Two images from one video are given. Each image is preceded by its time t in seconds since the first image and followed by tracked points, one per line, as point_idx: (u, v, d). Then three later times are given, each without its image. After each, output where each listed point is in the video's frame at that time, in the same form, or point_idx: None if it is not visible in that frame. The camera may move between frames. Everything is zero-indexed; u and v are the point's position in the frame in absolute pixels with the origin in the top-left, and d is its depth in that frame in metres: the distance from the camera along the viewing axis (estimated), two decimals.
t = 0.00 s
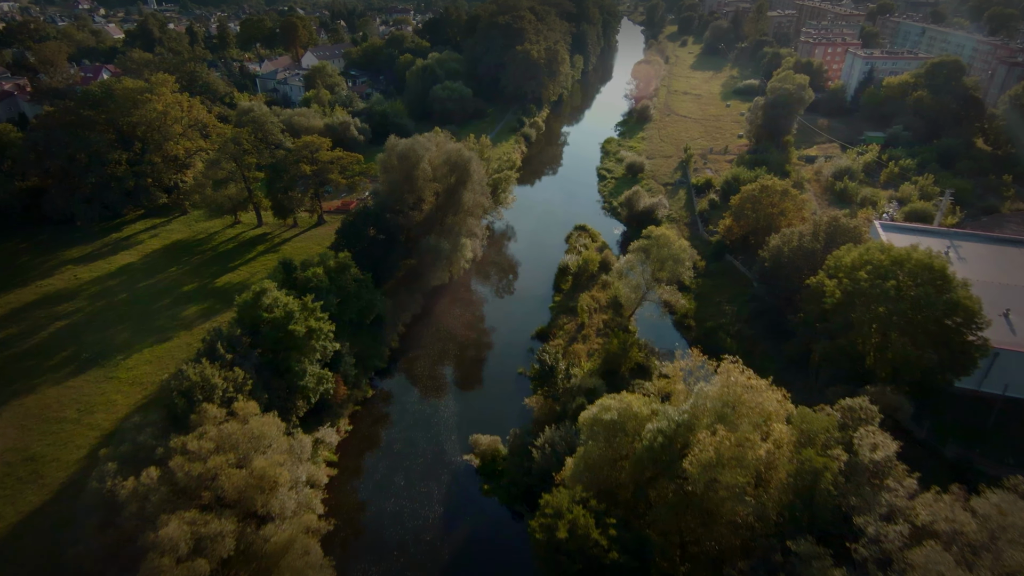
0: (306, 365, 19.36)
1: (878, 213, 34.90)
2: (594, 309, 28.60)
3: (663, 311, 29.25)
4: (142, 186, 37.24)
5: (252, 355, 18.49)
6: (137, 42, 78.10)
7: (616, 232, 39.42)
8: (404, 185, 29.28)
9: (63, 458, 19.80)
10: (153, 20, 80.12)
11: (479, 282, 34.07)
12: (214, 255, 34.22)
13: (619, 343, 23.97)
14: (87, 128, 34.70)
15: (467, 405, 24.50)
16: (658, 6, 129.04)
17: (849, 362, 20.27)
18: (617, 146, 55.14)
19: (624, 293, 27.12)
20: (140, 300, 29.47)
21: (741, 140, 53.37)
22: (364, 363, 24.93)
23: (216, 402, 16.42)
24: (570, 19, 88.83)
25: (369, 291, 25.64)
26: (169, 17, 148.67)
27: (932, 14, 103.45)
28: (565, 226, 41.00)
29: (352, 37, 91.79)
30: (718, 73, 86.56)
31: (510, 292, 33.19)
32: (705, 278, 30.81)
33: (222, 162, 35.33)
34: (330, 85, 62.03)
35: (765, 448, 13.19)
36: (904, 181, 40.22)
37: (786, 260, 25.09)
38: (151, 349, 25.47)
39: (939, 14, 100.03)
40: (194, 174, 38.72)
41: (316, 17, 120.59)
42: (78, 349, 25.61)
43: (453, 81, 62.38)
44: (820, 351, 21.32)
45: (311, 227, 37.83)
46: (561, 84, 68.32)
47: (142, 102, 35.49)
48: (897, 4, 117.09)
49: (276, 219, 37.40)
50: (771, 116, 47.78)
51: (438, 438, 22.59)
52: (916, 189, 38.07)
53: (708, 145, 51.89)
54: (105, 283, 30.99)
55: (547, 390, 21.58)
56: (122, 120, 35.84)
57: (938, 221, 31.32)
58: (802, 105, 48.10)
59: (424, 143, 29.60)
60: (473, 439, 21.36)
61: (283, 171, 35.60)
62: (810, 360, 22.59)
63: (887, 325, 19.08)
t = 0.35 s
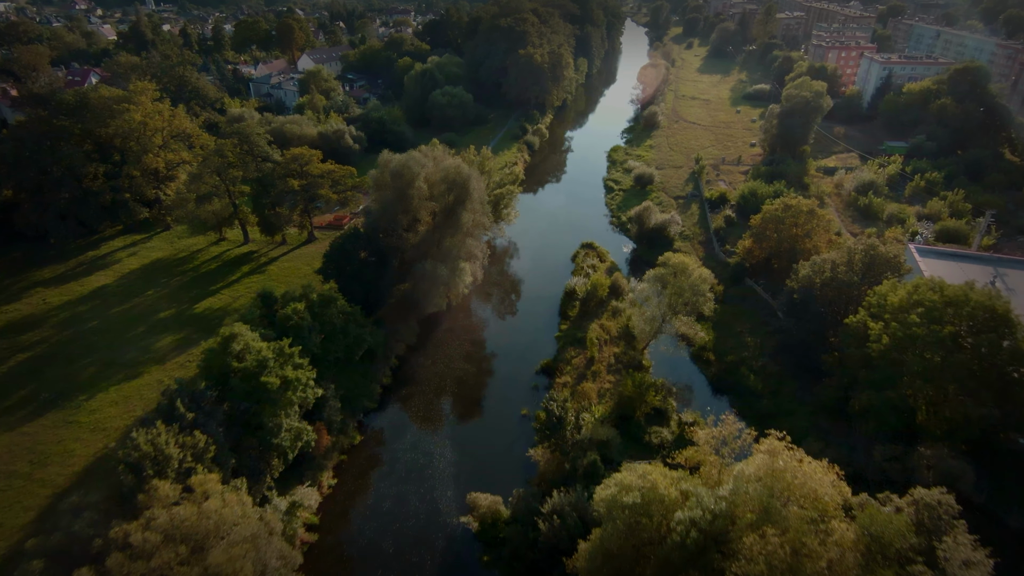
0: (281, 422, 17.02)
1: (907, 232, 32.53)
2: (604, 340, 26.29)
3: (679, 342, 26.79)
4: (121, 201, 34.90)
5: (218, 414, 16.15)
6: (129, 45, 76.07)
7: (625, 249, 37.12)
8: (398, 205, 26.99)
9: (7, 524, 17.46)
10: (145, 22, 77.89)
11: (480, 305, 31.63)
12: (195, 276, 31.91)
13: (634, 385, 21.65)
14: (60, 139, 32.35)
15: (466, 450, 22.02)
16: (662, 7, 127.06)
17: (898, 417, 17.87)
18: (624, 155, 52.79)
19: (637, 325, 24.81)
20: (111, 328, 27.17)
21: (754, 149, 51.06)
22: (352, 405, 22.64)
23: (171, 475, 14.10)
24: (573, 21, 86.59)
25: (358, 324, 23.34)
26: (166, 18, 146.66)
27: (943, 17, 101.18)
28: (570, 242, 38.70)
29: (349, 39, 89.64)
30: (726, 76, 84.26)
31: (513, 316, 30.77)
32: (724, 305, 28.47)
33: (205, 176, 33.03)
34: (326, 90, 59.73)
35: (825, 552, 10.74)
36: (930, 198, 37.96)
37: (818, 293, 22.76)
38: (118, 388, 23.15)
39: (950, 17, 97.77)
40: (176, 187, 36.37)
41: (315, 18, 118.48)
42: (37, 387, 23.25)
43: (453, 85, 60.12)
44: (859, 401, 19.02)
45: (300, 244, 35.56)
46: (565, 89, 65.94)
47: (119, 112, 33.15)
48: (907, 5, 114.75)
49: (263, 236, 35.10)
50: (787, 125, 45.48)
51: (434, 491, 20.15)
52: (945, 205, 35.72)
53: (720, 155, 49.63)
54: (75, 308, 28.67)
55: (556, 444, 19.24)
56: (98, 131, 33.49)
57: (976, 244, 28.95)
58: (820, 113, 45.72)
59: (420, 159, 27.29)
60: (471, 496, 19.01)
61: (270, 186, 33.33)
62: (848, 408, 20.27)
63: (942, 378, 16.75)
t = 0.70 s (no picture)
0: (248, 493, 14.77)
1: (939, 253, 30.22)
2: (615, 376, 24.04)
3: (697, 379, 24.53)
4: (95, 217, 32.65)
5: (174, 488, 13.91)
6: (119, 47, 73.91)
7: (634, 268, 34.93)
8: (389, 227, 24.79)
9: None
10: (137, 23, 75.79)
11: (479, 331, 29.31)
12: (173, 299, 29.68)
13: (651, 434, 19.27)
14: (28, 152, 30.07)
15: (463, 506, 19.73)
16: (666, 8, 124.90)
17: (955, 484, 15.60)
18: (630, 164, 50.53)
19: (651, 362, 22.58)
20: (77, 361, 24.94)
21: (767, 158, 48.80)
22: (336, 454, 20.41)
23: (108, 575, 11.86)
24: (576, 22, 84.37)
25: (344, 363, 21.13)
26: (162, 19, 144.79)
27: (954, 18, 98.83)
28: (575, 259, 36.50)
29: (347, 40, 87.48)
30: (733, 79, 82.04)
31: (514, 343, 28.47)
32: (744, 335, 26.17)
33: (184, 191, 30.79)
34: (320, 95, 57.54)
35: None
36: (958, 212, 35.70)
37: (854, 329, 20.48)
38: (79, 434, 20.92)
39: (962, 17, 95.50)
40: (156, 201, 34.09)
41: (313, 19, 116.49)
42: None
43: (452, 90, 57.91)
44: (907, 461, 16.79)
45: (288, 263, 33.37)
46: (568, 93, 63.67)
47: (92, 122, 30.86)
48: (917, 6, 112.43)
49: (247, 254, 32.86)
50: (804, 134, 43.20)
51: (426, 558, 17.88)
52: (976, 221, 33.41)
53: (731, 164, 47.43)
54: (40, 337, 26.44)
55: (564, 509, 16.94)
56: (69, 142, 31.20)
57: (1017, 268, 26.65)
58: (838, 121, 43.44)
59: (413, 177, 24.99)
60: (467, 566, 16.72)
61: (254, 202, 31.08)
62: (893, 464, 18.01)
63: (1010, 443, 14.53)
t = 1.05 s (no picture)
0: None
1: (974, 275, 28.03)
2: (627, 419, 21.88)
3: (720, 425, 22.31)
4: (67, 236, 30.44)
5: None
6: (110, 50, 71.85)
7: (643, 288, 32.80)
8: (380, 253, 22.61)
9: None
10: (126, 25, 73.66)
11: (479, 361, 27.11)
12: (148, 327, 27.50)
13: (668, 493, 16.77)
14: None
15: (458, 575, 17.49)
16: (670, 9, 122.74)
17: None
18: (637, 174, 48.39)
19: (668, 406, 20.39)
20: (38, 400, 22.75)
21: (780, 168, 46.64)
22: (318, 513, 18.24)
23: None
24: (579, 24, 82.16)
25: (327, 411, 18.95)
26: (157, 21, 142.74)
27: (965, 18, 96.45)
28: (581, 278, 34.33)
29: (343, 42, 85.41)
30: (740, 82, 79.82)
31: (516, 375, 26.29)
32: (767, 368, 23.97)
33: (161, 209, 28.55)
34: (313, 101, 55.37)
35: None
36: (989, 230, 33.48)
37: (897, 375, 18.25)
38: (31, 490, 18.73)
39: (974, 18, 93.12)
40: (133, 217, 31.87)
41: (309, 21, 114.39)
42: None
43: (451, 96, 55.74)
44: (967, 538, 14.59)
45: (273, 285, 31.19)
46: (571, 98, 61.45)
47: (62, 135, 28.62)
48: (925, 6, 110.18)
49: (230, 276, 30.67)
50: (821, 144, 40.99)
51: None
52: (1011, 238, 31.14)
53: (743, 174, 45.25)
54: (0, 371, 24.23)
55: None
56: (38, 157, 28.98)
57: None
58: (857, 130, 41.21)
59: (405, 200, 22.78)
60: None
61: (236, 221, 28.88)
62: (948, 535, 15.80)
63: None
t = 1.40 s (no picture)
0: None
1: (1012, 301, 25.92)
2: (641, 469, 19.80)
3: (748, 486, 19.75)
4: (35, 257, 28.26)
5: None
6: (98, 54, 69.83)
7: (653, 310, 30.74)
8: (367, 284, 20.49)
9: None
10: (115, 29, 71.58)
11: (477, 394, 24.91)
12: (119, 359, 25.36)
13: None
14: None
15: None
16: (672, 10, 121.01)
17: None
18: (642, 185, 46.32)
19: (688, 458, 18.30)
20: None
21: (793, 178, 44.58)
22: None
23: None
24: (580, 26, 80.12)
25: (305, 468, 16.86)
26: (153, 23, 140.77)
27: (975, 19, 94.50)
28: (586, 299, 32.22)
29: (339, 45, 83.42)
30: (747, 86, 77.79)
31: (518, 410, 24.11)
32: (793, 407, 21.86)
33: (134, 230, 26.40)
34: (306, 107, 53.25)
35: None
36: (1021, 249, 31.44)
37: (948, 429, 16.15)
38: None
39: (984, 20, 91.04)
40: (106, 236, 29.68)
41: (306, 23, 112.38)
42: None
43: (449, 102, 53.67)
44: None
45: (256, 309, 29.05)
46: (574, 103, 59.31)
47: (27, 150, 26.46)
48: (934, 7, 108.05)
49: (210, 300, 28.53)
50: (838, 155, 38.90)
51: None
52: None
53: (755, 185, 43.22)
54: None
55: None
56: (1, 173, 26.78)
57: None
58: (876, 139, 39.11)
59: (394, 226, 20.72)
60: None
61: (216, 242, 26.77)
62: None
63: None
